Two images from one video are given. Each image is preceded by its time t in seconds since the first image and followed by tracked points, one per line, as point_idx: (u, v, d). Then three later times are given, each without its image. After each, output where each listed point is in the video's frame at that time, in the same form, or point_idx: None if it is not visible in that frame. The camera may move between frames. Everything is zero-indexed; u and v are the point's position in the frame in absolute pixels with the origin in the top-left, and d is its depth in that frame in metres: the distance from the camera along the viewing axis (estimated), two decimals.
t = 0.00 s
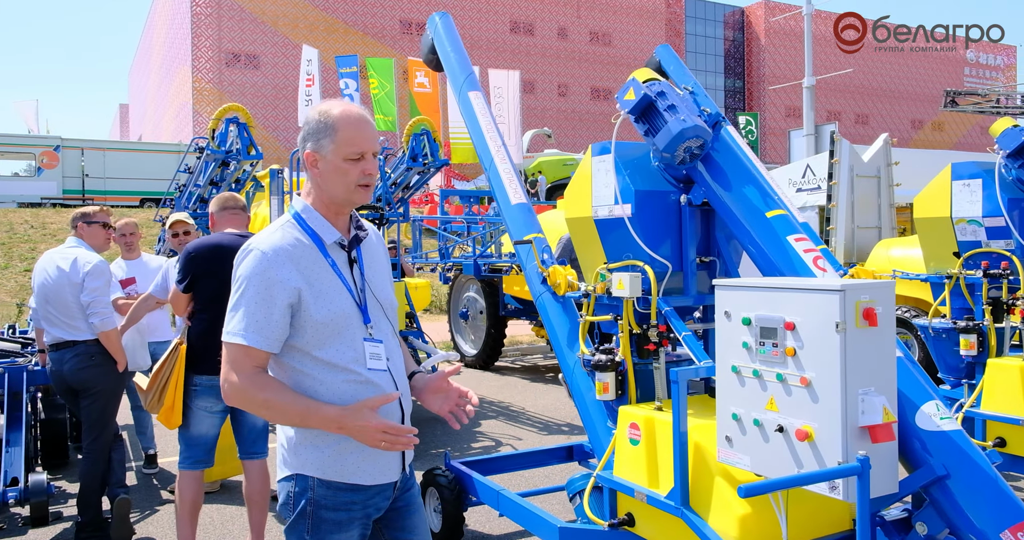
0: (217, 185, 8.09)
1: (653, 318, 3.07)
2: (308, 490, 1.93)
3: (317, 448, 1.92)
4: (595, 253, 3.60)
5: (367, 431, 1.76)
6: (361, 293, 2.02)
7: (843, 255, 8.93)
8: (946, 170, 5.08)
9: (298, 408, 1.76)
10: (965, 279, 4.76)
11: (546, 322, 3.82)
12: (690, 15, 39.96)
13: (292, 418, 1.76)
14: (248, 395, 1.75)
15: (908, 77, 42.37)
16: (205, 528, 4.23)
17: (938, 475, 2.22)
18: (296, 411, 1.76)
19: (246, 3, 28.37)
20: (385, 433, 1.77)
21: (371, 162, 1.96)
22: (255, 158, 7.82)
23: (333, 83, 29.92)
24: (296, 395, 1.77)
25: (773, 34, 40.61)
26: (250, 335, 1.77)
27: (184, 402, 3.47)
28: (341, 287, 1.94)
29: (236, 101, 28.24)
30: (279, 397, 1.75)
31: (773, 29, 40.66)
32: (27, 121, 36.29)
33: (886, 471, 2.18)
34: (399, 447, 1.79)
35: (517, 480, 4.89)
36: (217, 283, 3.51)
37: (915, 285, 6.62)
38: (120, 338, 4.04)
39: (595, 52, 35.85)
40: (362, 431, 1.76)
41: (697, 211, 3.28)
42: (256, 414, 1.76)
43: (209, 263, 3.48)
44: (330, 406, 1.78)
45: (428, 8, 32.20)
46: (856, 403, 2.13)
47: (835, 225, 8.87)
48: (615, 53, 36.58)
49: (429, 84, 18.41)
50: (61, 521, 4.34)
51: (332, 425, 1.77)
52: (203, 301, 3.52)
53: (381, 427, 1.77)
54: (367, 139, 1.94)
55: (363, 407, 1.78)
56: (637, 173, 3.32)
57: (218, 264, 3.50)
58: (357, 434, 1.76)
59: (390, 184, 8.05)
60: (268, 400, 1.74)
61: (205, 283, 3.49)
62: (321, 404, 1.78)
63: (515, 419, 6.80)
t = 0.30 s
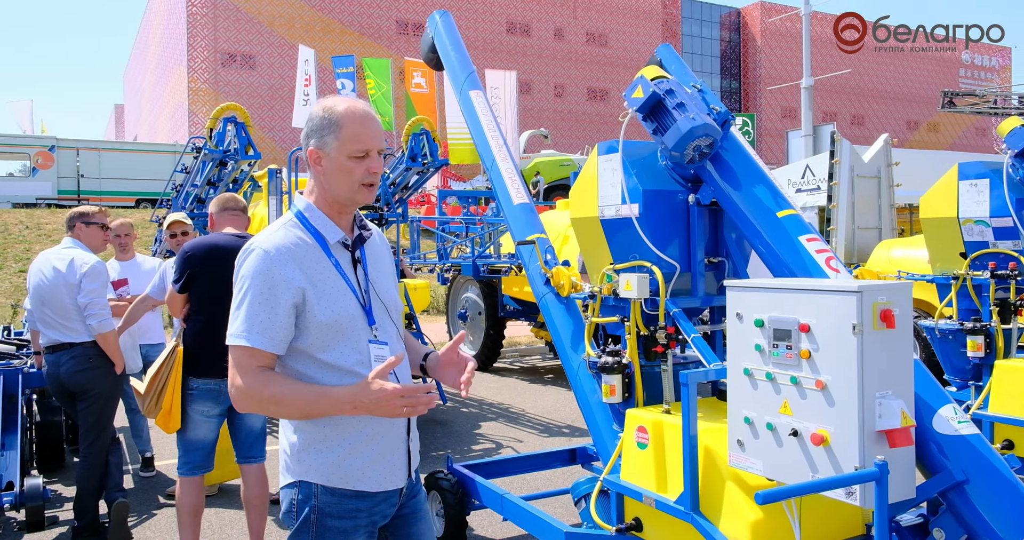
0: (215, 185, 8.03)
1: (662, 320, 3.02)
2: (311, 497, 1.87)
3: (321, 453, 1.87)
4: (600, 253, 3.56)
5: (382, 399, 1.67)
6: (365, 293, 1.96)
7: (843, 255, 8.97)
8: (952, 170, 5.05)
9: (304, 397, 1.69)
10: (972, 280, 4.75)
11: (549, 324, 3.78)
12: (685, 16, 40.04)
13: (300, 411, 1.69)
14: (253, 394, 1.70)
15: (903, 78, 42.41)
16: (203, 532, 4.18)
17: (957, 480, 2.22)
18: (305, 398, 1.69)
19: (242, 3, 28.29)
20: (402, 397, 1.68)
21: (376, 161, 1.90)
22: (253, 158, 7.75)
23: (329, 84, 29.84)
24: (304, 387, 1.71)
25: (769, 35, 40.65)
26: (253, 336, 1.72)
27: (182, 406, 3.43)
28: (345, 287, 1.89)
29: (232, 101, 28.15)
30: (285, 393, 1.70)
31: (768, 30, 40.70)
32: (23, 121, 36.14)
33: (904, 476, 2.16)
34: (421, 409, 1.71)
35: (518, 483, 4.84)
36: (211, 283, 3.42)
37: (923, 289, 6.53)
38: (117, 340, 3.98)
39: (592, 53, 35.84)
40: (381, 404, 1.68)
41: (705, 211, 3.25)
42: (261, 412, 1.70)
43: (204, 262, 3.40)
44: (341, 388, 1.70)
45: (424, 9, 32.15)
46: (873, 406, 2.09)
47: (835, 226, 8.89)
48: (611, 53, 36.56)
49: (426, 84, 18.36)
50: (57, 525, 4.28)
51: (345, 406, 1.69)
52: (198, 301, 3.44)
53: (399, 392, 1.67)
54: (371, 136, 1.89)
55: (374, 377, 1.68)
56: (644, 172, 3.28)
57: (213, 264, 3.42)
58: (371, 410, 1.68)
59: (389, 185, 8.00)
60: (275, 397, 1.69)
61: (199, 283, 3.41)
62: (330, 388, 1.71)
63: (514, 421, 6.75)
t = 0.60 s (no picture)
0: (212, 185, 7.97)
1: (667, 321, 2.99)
2: (311, 503, 1.83)
3: (321, 457, 1.83)
4: (602, 253, 3.52)
5: (382, 413, 1.62)
6: (365, 294, 1.92)
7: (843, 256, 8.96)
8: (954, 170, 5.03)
9: (302, 404, 1.65)
10: (974, 280, 4.78)
11: (550, 325, 3.74)
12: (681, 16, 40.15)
13: (301, 417, 1.65)
14: (250, 399, 1.66)
15: (899, 78, 42.48)
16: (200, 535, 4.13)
17: (969, 484, 2.30)
18: (304, 406, 1.65)
19: (238, 3, 28.20)
20: (403, 411, 1.63)
21: (375, 158, 1.86)
22: (250, 157, 7.70)
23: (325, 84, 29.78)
24: (304, 394, 1.67)
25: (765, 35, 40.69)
26: (251, 338, 1.67)
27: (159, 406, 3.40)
28: (345, 288, 1.85)
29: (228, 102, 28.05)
30: (285, 399, 1.65)
31: (765, 30, 40.73)
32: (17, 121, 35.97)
33: (914, 479, 2.16)
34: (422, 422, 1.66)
35: (518, 486, 4.80)
36: (190, 286, 3.39)
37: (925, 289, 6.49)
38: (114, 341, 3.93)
39: (588, 53, 35.82)
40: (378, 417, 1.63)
41: (709, 211, 3.22)
42: (259, 418, 1.65)
43: (182, 264, 3.38)
44: (340, 398, 1.66)
45: (421, 9, 32.11)
46: (884, 409, 2.06)
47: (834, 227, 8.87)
48: (608, 53, 36.52)
49: (423, 84, 18.34)
50: (52, 529, 4.22)
51: (346, 417, 1.65)
52: (178, 303, 3.40)
53: (400, 406, 1.62)
54: (371, 133, 1.84)
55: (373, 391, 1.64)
56: (647, 171, 3.24)
57: (191, 266, 3.39)
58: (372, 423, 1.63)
59: (388, 185, 7.96)
60: (273, 404, 1.64)
61: (177, 285, 3.38)
62: (330, 397, 1.66)
63: (513, 422, 6.71)
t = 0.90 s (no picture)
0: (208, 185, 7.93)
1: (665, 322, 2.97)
2: (306, 508, 1.80)
3: (315, 462, 1.80)
4: (601, 253, 3.49)
5: (362, 442, 1.65)
6: (361, 297, 1.89)
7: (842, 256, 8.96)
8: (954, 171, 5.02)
9: (293, 412, 1.64)
10: (975, 281, 4.77)
11: (548, 324, 3.71)
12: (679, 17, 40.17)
13: (287, 428, 1.64)
14: (238, 406, 1.63)
15: (897, 78, 42.49)
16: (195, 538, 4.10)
17: (971, 487, 2.28)
18: (292, 418, 1.64)
19: (236, 3, 28.13)
20: (381, 445, 1.66)
21: (372, 158, 1.84)
22: (246, 157, 7.65)
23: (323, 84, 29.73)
24: (292, 403, 1.65)
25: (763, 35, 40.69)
26: (241, 343, 1.64)
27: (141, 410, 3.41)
28: (341, 290, 1.82)
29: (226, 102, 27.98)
30: (275, 408, 1.63)
31: (763, 30, 40.72)
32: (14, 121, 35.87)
33: (916, 484, 2.13)
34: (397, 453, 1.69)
35: (516, 488, 4.77)
36: (167, 289, 3.32)
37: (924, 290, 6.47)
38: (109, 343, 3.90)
39: (587, 53, 35.80)
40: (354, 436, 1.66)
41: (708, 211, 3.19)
42: (248, 425, 1.62)
43: (160, 267, 3.32)
44: (325, 411, 1.66)
45: (419, 9, 32.09)
46: (886, 412, 2.03)
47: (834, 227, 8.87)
48: (606, 53, 36.47)
49: (421, 84, 18.30)
50: (46, 531, 4.19)
51: (328, 430, 1.66)
52: (157, 307, 3.34)
53: (379, 440, 1.65)
54: (366, 132, 1.81)
55: (364, 417, 1.68)
56: (646, 171, 3.21)
57: (168, 269, 3.33)
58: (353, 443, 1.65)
59: (385, 184, 7.91)
60: (260, 412, 1.62)
61: (154, 288, 3.32)
62: (317, 410, 1.67)
63: (511, 423, 6.69)
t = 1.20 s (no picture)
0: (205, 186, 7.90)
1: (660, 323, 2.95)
2: (299, 514, 1.77)
3: (310, 467, 1.78)
4: (598, 255, 3.47)
5: (372, 436, 1.63)
6: (353, 298, 1.87)
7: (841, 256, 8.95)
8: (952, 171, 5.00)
9: (294, 414, 1.62)
10: (974, 281, 4.74)
11: (545, 326, 3.69)
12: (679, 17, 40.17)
13: (287, 431, 1.61)
14: (236, 411, 1.60)
15: (897, 78, 42.47)
16: None
17: (970, 491, 2.26)
18: (292, 419, 1.61)
19: (235, 4, 28.11)
20: (391, 439, 1.64)
21: (366, 159, 1.81)
22: (243, 158, 7.63)
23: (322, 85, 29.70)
24: (294, 406, 1.63)
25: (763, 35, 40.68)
26: (236, 347, 1.61)
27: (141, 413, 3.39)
28: (334, 292, 1.80)
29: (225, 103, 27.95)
30: (274, 412, 1.61)
31: (763, 30, 40.71)
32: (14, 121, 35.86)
33: (914, 487, 2.11)
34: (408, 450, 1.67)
35: (513, 491, 4.75)
36: (164, 292, 3.31)
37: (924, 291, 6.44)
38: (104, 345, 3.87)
39: (586, 54, 35.78)
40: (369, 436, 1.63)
41: (704, 212, 3.17)
42: (247, 430, 1.60)
43: (157, 269, 3.31)
44: (330, 410, 1.64)
45: (418, 9, 32.07)
46: (884, 415, 2.01)
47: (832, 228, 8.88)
48: (606, 54, 36.44)
49: (420, 85, 18.27)
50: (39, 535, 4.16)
51: (335, 430, 1.63)
52: (154, 309, 3.33)
53: (389, 434, 1.63)
54: (359, 132, 1.79)
55: (373, 413, 1.65)
56: (642, 171, 3.19)
57: (164, 271, 3.32)
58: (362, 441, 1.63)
59: (382, 185, 7.88)
60: (260, 416, 1.59)
61: (152, 291, 3.31)
62: (319, 409, 1.64)
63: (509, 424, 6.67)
